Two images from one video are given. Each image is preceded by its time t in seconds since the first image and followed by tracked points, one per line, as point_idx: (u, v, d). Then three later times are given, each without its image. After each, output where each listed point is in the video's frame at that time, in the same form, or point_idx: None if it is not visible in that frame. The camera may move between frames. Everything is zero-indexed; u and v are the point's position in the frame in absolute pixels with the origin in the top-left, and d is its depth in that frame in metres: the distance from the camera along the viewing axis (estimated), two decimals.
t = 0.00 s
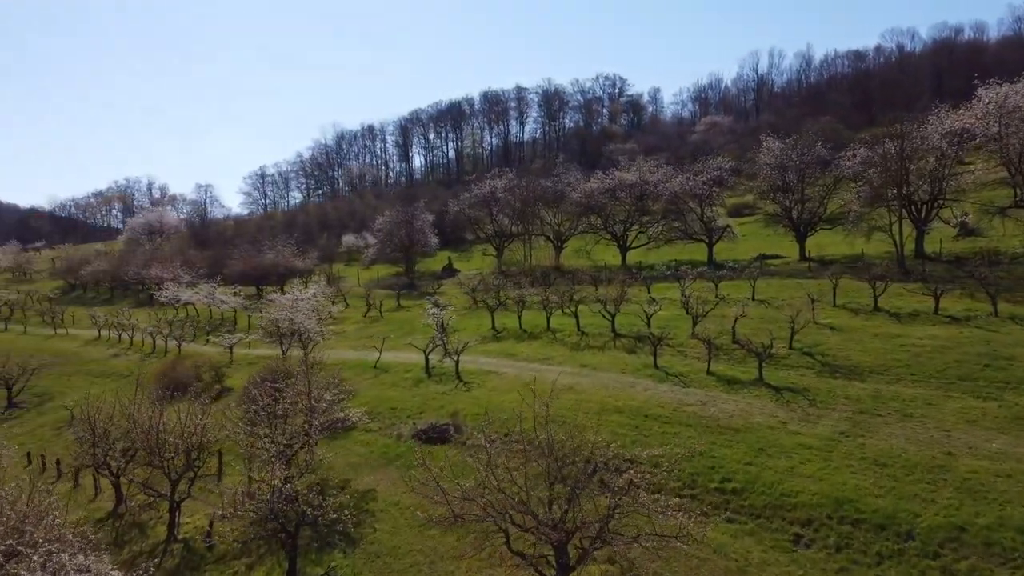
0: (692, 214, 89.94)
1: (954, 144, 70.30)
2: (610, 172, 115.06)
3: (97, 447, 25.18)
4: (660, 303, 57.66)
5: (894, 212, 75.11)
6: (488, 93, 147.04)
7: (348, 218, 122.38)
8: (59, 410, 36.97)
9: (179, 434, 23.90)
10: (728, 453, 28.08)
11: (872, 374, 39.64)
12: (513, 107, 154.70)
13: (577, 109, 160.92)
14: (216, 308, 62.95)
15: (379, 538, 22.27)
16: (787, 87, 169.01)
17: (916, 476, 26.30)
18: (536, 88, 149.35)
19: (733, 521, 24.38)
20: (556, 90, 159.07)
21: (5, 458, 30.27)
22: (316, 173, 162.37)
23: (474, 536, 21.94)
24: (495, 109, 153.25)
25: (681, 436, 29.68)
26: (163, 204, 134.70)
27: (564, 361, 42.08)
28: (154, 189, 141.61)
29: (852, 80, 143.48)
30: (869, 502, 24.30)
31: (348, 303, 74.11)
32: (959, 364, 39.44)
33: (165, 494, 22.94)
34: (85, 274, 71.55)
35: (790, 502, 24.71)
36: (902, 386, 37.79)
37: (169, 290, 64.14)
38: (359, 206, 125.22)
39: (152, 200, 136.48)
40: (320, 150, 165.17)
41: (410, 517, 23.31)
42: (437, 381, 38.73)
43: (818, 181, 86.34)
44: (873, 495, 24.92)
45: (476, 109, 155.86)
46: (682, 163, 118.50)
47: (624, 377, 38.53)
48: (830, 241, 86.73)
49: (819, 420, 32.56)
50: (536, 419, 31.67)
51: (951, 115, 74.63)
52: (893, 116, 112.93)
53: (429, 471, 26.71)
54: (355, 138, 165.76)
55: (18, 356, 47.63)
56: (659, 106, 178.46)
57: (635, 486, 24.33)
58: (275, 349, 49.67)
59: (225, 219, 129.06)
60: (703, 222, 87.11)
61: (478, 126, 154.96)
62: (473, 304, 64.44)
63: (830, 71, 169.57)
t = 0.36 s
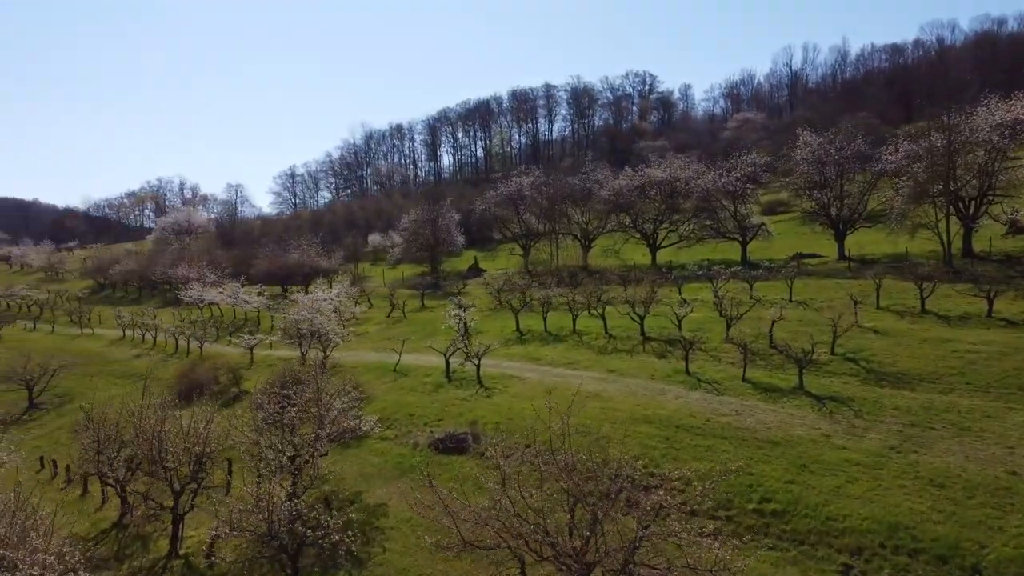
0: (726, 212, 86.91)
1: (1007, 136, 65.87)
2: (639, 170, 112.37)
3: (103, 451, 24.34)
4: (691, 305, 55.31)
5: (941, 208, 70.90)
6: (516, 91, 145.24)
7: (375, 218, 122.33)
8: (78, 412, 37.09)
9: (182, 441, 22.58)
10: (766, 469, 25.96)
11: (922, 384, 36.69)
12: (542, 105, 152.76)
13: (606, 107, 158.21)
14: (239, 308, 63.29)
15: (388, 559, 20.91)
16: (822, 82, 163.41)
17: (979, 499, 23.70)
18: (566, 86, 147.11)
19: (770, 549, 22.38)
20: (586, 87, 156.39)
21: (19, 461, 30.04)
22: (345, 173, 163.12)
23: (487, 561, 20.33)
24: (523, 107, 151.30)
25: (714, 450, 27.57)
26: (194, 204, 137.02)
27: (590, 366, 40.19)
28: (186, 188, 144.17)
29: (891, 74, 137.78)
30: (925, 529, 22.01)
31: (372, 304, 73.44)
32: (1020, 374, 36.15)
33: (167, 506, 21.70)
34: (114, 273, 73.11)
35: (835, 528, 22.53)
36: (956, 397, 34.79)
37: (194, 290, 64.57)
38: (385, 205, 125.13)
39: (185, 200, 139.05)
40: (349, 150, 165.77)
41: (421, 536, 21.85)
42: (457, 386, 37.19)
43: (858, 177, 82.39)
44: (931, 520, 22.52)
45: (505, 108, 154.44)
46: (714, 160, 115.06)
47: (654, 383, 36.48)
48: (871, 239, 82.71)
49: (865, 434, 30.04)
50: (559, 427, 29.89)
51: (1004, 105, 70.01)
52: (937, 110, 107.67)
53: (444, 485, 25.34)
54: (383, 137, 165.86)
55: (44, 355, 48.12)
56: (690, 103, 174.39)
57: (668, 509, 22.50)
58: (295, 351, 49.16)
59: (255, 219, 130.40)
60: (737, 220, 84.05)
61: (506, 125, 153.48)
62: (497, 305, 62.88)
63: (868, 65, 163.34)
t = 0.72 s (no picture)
0: (762, 211, 83.52)
1: None
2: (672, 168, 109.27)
3: (106, 460, 23.54)
4: (727, 309, 52.75)
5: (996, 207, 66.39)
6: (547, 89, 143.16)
7: (403, 218, 122.14)
8: (98, 416, 37.23)
9: (183, 454, 20.79)
10: (813, 498, 23.61)
11: (982, 400, 33.59)
12: (572, 102, 150.46)
13: (638, 104, 155.00)
14: (264, 309, 63.75)
15: None
16: (861, 77, 157.41)
17: None
18: (596, 83, 144.53)
19: None
20: (617, 84, 153.43)
21: (33, 468, 29.73)
22: (375, 173, 163.63)
23: None
24: (554, 105, 149.17)
25: (757, 473, 25.28)
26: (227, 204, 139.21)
27: (619, 376, 38.17)
28: (219, 189, 146.51)
29: (935, 67, 131.80)
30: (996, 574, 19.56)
31: (397, 307, 72.68)
32: None
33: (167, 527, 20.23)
34: (144, 273, 75.56)
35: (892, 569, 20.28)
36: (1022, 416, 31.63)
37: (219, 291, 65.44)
38: (414, 205, 124.81)
39: (218, 200, 141.51)
40: (379, 149, 166.26)
41: (432, 565, 20.26)
42: (479, 395, 35.61)
43: (905, 174, 78.04)
44: (1001, 562, 19.99)
45: (535, 106, 152.60)
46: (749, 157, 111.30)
47: (686, 395, 34.18)
48: (918, 240, 78.31)
49: (921, 456, 27.33)
50: (584, 442, 28.04)
51: None
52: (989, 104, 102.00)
53: (460, 507, 23.75)
54: (414, 136, 165.78)
55: (70, 357, 48.58)
56: (724, 100, 169.82)
57: (705, 556, 20.23)
58: (317, 355, 48.38)
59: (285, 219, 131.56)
60: (773, 220, 80.66)
61: (537, 123, 151.69)
62: (524, 307, 61.23)
63: (910, 59, 156.73)
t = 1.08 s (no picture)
0: (801, 212, 80.01)
1: None
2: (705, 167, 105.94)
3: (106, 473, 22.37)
4: (765, 317, 50.11)
5: None
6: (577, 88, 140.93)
7: (431, 218, 121.70)
8: (119, 423, 37.34)
9: (180, 473, 19.26)
10: (865, 537, 21.43)
11: None
12: (603, 101, 147.77)
13: (670, 102, 151.45)
14: (289, 312, 64.81)
15: None
16: (902, 72, 150.88)
17: None
18: (628, 81, 141.53)
19: None
20: (649, 82, 150.07)
21: (51, 479, 29.50)
22: (405, 173, 163.54)
23: None
24: (584, 104, 146.66)
25: (801, 505, 23.12)
26: (258, 205, 141.11)
27: (650, 389, 36.14)
28: (251, 189, 148.53)
29: (984, 60, 125.18)
30: None
31: (422, 312, 72.14)
32: None
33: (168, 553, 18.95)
34: (173, 274, 78.56)
35: None
36: None
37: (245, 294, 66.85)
38: (442, 205, 124.24)
39: (250, 201, 143.60)
40: (410, 149, 166.13)
41: None
42: (500, 407, 33.99)
43: (955, 172, 73.60)
44: None
45: (566, 105, 150.34)
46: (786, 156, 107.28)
47: (721, 411, 31.93)
48: (969, 241, 73.83)
49: (985, 486, 24.67)
50: (609, 464, 26.23)
51: None
52: None
53: (477, 536, 22.28)
54: (443, 136, 165.22)
55: (98, 363, 49.35)
56: (759, 97, 164.84)
57: None
58: (339, 361, 47.61)
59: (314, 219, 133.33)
60: (812, 221, 77.34)
61: (567, 122, 149.54)
62: (550, 313, 59.61)
63: (953, 53, 149.55)
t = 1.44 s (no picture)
0: (841, 213, 76.33)
1: None
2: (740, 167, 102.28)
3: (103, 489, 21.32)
4: (806, 328, 47.39)
5: None
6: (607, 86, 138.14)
7: (460, 219, 121.16)
8: (139, 431, 37.23)
9: (178, 503, 18.16)
10: None
11: None
12: (635, 99, 144.58)
13: (704, 100, 147.39)
14: (314, 317, 66.00)
15: None
16: (949, 66, 143.70)
17: None
18: (661, 79, 138.08)
19: None
20: (682, 79, 146.24)
21: (68, 489, 29.32)
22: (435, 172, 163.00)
23: None
24: (615, 102, 143.70)
25: (852, 549, 20.95)
26: (290, 206, 142.66)
27: (683, 405, 34.07)
28: (283, 190, 150.37)
29: None
30: None
31: (447, 319, 71.41)
32: None
33: None
34: (201, 276, 82.28)
35: None
36: None
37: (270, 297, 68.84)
38: (471, 206, 123.41)
39: (281, 202, 145.34)
40: (440, 150, 165.68)
41: None
42: (523, 423, 32.37)
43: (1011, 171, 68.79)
44: None
45: (597, 104, 147.53)
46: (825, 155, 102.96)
47: (760, 433, 29.68)
48: None
49: None
50: (638, 493, 24.36)
51: None
52: None
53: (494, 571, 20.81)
54: (474, 136, 164.20)
55: (124, 369, 49.95)
56: (795, 94, 159.42)
57: None
58: (361, 369, 46.80)
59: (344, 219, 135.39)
60: (854, 223, 73.62)
61: (598, 121, 146.97)
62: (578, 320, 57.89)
63: (1001, 46, 141.80)
